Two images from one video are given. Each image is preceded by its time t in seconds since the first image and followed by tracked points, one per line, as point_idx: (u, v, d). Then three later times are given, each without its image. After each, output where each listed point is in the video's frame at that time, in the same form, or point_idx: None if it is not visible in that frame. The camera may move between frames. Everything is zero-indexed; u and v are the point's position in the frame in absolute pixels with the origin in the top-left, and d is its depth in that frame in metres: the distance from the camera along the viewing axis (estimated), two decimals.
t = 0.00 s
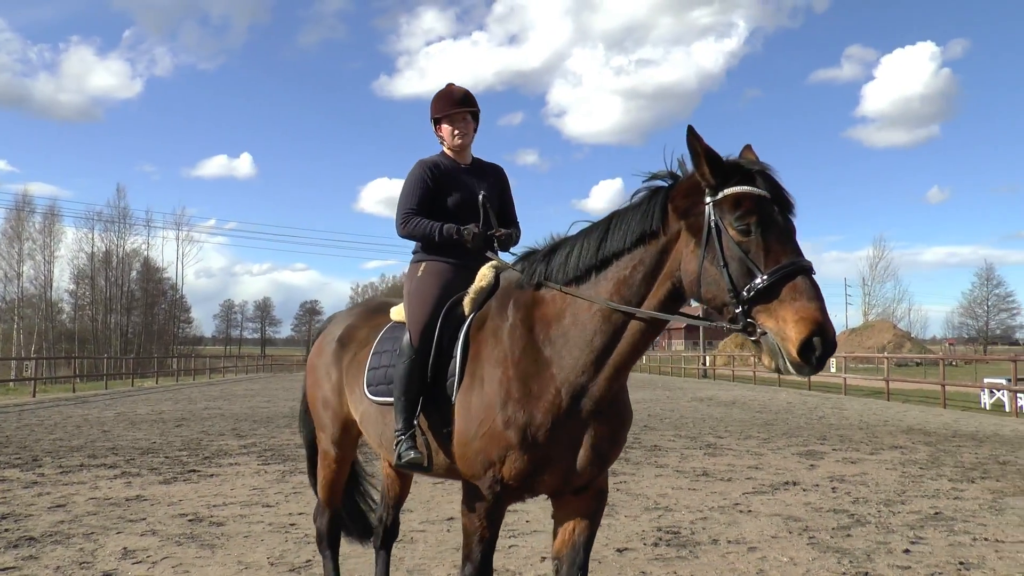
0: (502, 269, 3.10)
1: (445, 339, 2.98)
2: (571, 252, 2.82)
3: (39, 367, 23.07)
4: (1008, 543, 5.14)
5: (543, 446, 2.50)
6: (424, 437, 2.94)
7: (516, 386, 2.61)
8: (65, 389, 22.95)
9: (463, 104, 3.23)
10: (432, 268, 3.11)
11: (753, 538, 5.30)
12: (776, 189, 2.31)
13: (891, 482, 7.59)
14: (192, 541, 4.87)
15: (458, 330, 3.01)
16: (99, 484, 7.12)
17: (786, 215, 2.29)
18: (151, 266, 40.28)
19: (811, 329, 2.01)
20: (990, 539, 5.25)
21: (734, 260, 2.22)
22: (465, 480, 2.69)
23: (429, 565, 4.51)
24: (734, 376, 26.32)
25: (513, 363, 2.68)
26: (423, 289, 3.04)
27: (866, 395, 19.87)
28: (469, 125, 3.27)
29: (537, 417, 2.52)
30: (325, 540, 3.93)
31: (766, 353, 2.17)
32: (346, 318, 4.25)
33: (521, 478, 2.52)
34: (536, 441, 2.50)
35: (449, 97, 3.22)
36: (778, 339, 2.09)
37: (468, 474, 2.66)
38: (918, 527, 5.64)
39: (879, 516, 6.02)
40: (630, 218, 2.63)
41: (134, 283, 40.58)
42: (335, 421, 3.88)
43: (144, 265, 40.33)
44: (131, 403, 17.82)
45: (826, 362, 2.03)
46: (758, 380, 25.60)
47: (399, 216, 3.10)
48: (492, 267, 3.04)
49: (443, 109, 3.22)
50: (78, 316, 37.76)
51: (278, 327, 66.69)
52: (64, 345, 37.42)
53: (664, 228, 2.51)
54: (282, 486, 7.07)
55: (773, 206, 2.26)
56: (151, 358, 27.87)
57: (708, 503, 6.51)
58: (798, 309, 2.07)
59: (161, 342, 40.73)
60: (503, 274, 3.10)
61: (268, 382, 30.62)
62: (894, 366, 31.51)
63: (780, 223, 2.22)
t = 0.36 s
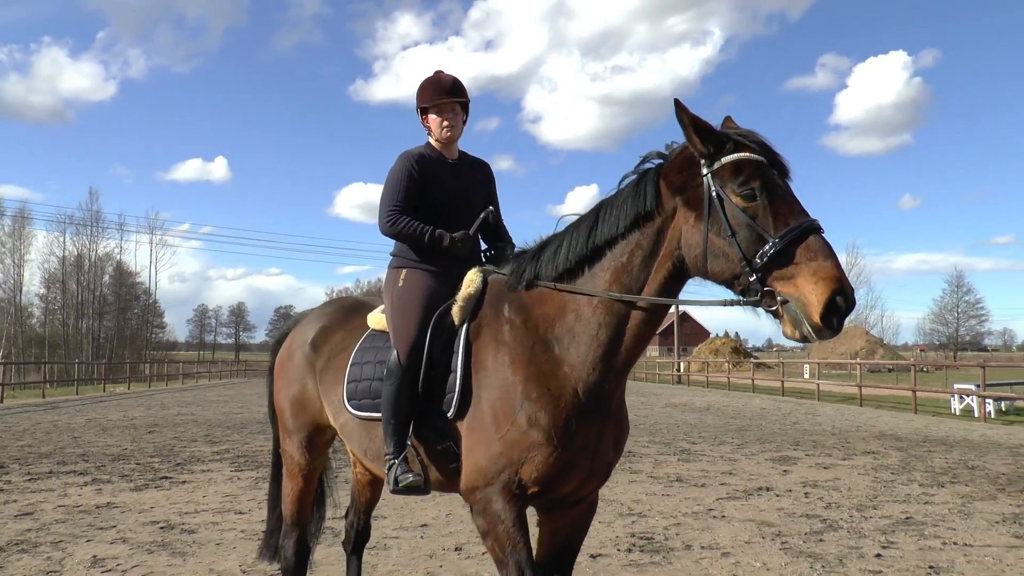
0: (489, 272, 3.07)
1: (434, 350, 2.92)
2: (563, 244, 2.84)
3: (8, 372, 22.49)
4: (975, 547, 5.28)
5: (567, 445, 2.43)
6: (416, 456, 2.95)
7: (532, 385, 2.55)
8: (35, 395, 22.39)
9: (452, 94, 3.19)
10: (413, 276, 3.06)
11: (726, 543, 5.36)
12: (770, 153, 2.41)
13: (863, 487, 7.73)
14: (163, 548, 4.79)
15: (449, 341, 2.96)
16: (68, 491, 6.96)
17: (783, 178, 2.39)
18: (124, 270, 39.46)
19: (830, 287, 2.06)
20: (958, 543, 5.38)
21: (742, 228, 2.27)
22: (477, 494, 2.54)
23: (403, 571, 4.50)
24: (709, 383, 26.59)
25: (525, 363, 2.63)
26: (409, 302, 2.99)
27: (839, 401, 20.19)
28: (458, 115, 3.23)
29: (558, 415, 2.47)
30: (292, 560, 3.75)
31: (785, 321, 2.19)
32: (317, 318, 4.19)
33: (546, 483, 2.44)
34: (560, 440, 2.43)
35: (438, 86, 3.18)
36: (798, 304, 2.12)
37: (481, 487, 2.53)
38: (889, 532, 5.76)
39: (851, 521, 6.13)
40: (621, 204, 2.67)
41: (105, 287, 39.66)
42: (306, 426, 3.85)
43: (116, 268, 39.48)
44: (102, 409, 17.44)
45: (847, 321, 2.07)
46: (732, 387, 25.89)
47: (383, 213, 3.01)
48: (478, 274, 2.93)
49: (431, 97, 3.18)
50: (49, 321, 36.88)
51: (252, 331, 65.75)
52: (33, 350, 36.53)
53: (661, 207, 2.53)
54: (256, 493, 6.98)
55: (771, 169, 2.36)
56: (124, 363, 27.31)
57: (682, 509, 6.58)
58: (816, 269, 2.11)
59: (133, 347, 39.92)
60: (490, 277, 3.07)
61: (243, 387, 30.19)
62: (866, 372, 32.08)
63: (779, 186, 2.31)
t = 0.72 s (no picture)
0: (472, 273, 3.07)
1: (418, 350, 2.90)
2: (547, 234, 2.83)
3: None
4: (953, 549, 5.36)
5: (558, 445, 2.45)
6: (396, 461, 2.95)
7: (523, 383, 2.56)
8: (12, 406, 21.97)
9: (436, 85, 3.21)
10: (394, 272, 3.07)
11: (708, 548, 5.40)
12: (756, 126, 2.42)
13: (844, 491, 7.82)
14: (142, 558, 4.72)
15: (431, 340, 2.95)
16: (46, 501, 6.83)
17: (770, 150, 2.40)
18: (103, 278, 38.86)
19: (829, 245, 2.07)
20: (937, 546, 5.46)
21: (735, 198, 2.26)
22: (468, 499, 2.54)
23: None
24: (692, 389, 26.78)
25: (516, 362, 2.63)
26: (390, 300, 2.98)
27: (819, 407, 20.42)
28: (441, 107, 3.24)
29: (549, 414, 2.48)
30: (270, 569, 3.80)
31: (784, 288, 2.18)
32: (294, 320, 4.17)
33: (539, 482, 2.45)
34: (551, 439, 2.45)
35: (422, 76, 3.20)
36: (798, 268, 2.12)
37: (472, 491, 2.53)
38: (870, 535, 5.83)
39: (832, 525, 6.20)
40: (607, 188, 2.66)
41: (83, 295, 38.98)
42: (280, 435, 3.81)
43: (95, 276, 38.86)
44: (81, 419, 17.15)
45: (848, 280, 2.07)
46: (714, 393, 26.10)
47: (366, 202, 3.00)
48: (460, 274, 2.96)
49: (415, 87, 3.20)
50: (26, 330, 36.25)
51: (232, 339, 65.01)
52: (10, 360, 35.86)
53: (650, 188, 2.53)
54: (237, 502, 6.90)
55: (758, 141, 2.37)
56: (104, 372, 26.90)
57: (665, 514, 6.61)
58: (814, 230, 2.12)
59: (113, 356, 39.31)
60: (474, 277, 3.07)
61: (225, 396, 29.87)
62: (846, 378, 32.49)
63: (769, 156, 2.32)
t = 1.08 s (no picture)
0: (473, 276, 3.06)
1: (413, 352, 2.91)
2: (551, 235, 2.81)
3: None
4: (956, 554, 5.35)
5: (560, 451, 2.45)
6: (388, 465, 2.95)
7: (525, 389, 2.56)
8: (14, 408, 21.97)
9: (438, 90, 3.21)
10: (392, 274, 3.06)
11: (710, 553, 5.38)
12: (765, 126, 2.42)
13: (846, 496, 7.80)
14: (144, 562, 4.71)
15: (429, 342, 2.96)
16: (47, 504, 6.83)
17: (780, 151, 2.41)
18: (106, 282, 38.90)
19: (842, 253, 2.08)
20: (940, 550, 5.45)
21: (747, 200, 2.26)
22: (471, 508, 2.54)
23: None
24: (694, 393, 26.75)
25: (520, 366, 2.63)
26: (388, 301, 2.98)
27: (822, 411, 20.37)
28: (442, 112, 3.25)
29: (552, 419, 2.48)
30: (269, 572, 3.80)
31: (797, 291, 2.19)
32: (292, 321, 4.19)
33: (542, 489, 2.45)
34: (554, 445, 2.45)
35: (424, 80, 3.20)
36: (811, 273, 2.13)
37: (475, 500, 2.53)
38: (872, 540, 5.81)
39: (834, 530, 6.18)
40: (613, 187, 2.66)
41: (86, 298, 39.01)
42: (277, 438, 3.81)
43: (97, 279, 38.90)
44: (82, 422, 17.15)
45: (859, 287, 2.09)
46: (716, 397, 26.07)
47: (366, 210, 3.02)
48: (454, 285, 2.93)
49: (416, 90, 3.20)
50: (29, 333, 36.32)
51: (234, 343, 65.05)
52: (12, 363, 35.90)
53: (657, 188, 2.53)
54: (238, 505, 6.90)
55: (768, 143, 2.37)
56: (105, 376, 26.92)
57: (666, 519, 6.59)
58: (826, 236, 2.13)
59: (115, 360, 39.33)
60: (472, 279, 3.06)
61: (227, 399, 29.87)
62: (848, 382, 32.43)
63: (779, 158, 2.33)
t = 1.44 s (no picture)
0: (492, 277, 3.05)
1: (430, 351, 2.91)
2: (568, 235, 2.80)
3: (10, 384, 22.51)
4: (979, 558, 5.25)
5: (579, 453, 2.44)
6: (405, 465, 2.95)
7: (543, 390, 2.55)
8: (38, 408, 22.34)
9: (454, 92, 3.21)
10: (412, 273, 3.06)
11: (727, 555, 5.33)
12: (778, 122, 2.37)
13: (866, 498, 7.68)
14: (163, 560, 4.77)
15: (447, 342, 2.96)
16: (69, 503, 6.93)
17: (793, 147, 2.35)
18: (127, 284, 39.42)
19: (849, 257, 2.01)
20: (961, 554, 5.35)
21: (755, 202, 2.23)
22: (489, 509, 2.54)
23: None
24: (711, 394, 26.54)
25: (537, 366, 2.62)
26: (406, 301, 2.99)
27: (842, 412, 20.11)
28: (458, 113, 3.25)
29: (571, 421, 2.47)
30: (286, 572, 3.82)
31: (805, 296, 2.14)
32: (309, 321, 4.22)
33: (561, 491, 2.43)
34: (572, 447, 2.43)
35: (440, 81, 3.20)
36: (818, 278, 2.08)
37: (492, 502, 2.53)
38: (892, 543, 5.73)
39: (853, 532, 6.09)
40: (628, 186, 2.64)
41: (107, 299, 39.49)
42: (294, 437, 3.84)
43: (118, 281, 39.43)
44: (103, 421, 17.39)
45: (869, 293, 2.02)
46: (734, 398, 25.84)
47: (384, 210, 3.03)
48: (474, 284, 2.93)
49: (433, 92, 3.20)
50: (51, 333, 36.94)
51: (253, 344, 65.66)
52: (35, 363, 36.50)
53: (672, 187, 2.51)
54: (256, 504, 6.95)
55: (779, 139, 2.32)
56: (125, 375, 27.28)
57: (683, 520, 6.54)
58: (833, 238, 2.07)
59: (136, 360, 39.84)
60: (490, 279, 3.05)
61: (245, 399, 30.15)
62: (868, 383, 32.01)
63: (791, 154, 2.27)
